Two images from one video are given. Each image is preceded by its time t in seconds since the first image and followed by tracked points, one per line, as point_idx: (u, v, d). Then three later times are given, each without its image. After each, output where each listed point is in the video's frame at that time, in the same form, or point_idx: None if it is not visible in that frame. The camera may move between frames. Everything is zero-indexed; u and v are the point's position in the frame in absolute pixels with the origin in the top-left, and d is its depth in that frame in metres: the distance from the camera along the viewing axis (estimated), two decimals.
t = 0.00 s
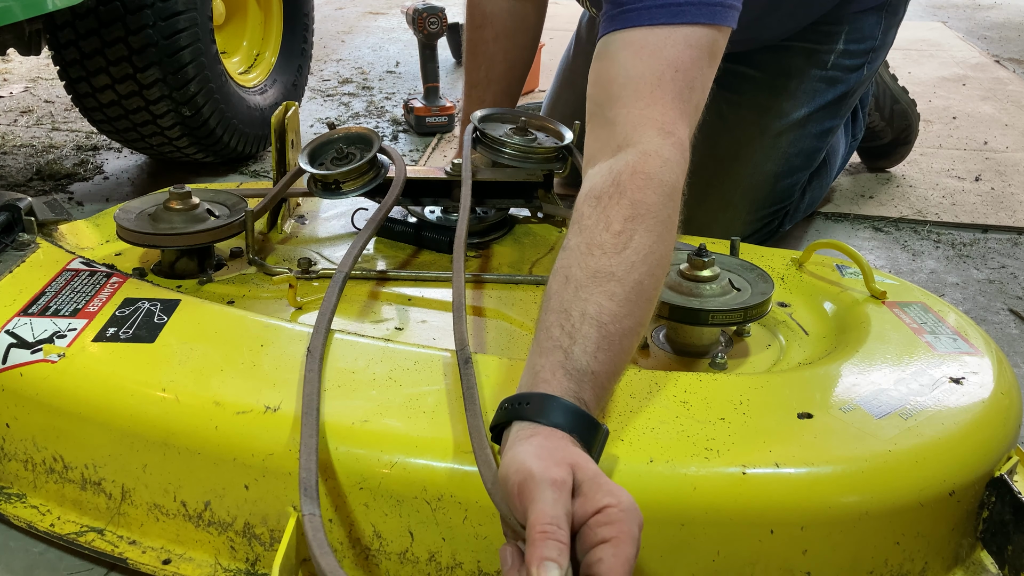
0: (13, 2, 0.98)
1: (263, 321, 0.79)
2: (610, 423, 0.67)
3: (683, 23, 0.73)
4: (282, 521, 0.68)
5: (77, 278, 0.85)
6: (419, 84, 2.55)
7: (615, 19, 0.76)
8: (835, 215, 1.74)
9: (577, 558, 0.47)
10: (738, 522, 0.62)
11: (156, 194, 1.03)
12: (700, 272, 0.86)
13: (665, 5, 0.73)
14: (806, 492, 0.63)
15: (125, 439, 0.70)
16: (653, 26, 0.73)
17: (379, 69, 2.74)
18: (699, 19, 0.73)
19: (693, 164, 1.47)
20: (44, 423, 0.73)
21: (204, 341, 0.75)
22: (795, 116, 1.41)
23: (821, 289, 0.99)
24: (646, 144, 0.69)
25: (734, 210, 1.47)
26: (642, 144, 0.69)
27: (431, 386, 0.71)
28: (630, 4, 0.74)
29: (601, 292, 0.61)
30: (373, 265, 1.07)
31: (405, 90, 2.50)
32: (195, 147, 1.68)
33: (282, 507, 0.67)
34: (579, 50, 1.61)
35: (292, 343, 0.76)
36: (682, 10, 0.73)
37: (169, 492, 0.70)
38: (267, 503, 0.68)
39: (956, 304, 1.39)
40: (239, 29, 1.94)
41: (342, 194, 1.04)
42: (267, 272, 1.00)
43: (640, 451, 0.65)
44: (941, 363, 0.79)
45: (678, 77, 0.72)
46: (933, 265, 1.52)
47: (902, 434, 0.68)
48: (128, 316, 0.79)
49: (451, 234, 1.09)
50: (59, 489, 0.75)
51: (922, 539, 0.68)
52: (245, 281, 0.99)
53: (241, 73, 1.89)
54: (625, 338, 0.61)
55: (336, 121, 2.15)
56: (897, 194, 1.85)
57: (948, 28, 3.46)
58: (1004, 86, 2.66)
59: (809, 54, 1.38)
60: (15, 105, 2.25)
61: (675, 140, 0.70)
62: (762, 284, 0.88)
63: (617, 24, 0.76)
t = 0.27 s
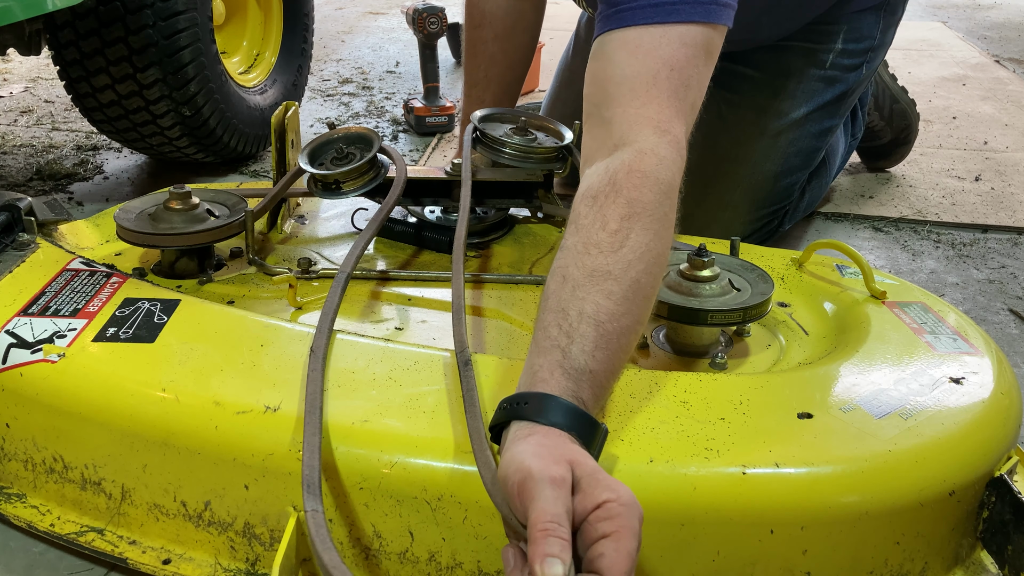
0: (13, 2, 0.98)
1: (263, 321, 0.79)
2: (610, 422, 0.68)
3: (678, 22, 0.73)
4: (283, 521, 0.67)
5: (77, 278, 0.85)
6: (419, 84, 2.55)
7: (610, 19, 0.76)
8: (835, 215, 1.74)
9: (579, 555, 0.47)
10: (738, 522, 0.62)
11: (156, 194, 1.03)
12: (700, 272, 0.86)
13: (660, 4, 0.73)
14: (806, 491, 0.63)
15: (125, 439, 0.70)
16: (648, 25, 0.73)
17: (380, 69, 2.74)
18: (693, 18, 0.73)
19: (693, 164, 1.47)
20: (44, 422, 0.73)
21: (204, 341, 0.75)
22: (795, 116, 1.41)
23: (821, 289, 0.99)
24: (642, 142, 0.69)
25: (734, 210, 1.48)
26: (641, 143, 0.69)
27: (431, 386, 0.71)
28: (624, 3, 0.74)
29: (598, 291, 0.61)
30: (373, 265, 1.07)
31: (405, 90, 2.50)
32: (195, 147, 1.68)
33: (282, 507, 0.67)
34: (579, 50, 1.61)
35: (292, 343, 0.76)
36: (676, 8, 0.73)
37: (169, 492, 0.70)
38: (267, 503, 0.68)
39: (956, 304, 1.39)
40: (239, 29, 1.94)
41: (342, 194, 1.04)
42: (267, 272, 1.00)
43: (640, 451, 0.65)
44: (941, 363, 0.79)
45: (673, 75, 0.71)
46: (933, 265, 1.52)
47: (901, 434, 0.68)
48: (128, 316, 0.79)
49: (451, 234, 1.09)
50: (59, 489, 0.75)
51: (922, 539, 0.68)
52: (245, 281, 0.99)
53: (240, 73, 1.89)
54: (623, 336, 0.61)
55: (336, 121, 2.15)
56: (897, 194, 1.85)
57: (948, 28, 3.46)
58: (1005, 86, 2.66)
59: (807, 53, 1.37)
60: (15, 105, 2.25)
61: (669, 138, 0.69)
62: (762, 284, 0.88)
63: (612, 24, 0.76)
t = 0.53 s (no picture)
0: (13, 2, 0.98)
1: (263, 321, 0.79)
2: (610, 422, 0.67)
3: (674, 23, 0.73)
4: (283, 521, 0.67)
5: (77, 278, 0.85)
6: (419, 84, 2.55)
7: (607, 20, 0.76)
8: (835, 215, 1.74)
9: (567, 560, 0.47)
10: (737, 522, 0.62)
11: (156, 194, 1.03)
12: (700, 272, 0.86)
13: (656, 5, 0.73)
14: (806, 492, 0.63)
15: (125, 438, 0.70)
16: (644, 26, 0.73)
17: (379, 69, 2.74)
18: (688, 19, 0.73)
19: (693, 164, 1.47)
20: (44, 422, 0.73)
21: (204, 340, 0.75)
22: (794, 116, 1.41)
23: (821, 289, 0.99)
24: (637, 142, 0.69)
25: (733, 210, 1.48)
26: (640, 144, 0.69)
27: (431, 386, 0.71)
28: (621, 5, 0.75)
29: (593, 290, 0.61)
30: (373, 265, 1.07)
31: (405, 90, 2.50)
32: (195, 147, 1.68)
33: (283, 507, 0.67)
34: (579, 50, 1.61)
35: (292, 343, 0.76)
36: (672, 10, 0.73)
37: (169, 492, 0.70)
38: (267, 503, 0.68)
39: (956, 304, 1.39)
40: (239, 29, 1.94)
41: (343, 194, 1.04)
42: (267, 272, 1.00)
43: (640, 451, 0.65)
44: (941, 363, 0.79)
45: (669, 75, 0.72)
46: (933, 265, 1.52)
47: (901, 434, 0.68)
48: (128, 316, 0.79)
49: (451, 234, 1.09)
50: (59, 489, 0.75)
51: (923, 539, 0.68)
52: (245, 281, 0.99)
53: (240, 73, 1.89)
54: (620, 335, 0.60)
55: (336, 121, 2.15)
56: (897, 194, 1.85)
57: (948, 28, 3.46)
58: (1005, 86, 2.66)
59: (804, 52, 1.37)
60: (15, 105, 2.25)
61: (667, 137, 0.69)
62: (762, 283, 0.88)
63: (608, 26, 0.76)
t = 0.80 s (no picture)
0: (13, 2, 0.98)
1: (263, 321, 0.79)
2: (610, 423, 0.67)
3: (693, 24, 0.72)
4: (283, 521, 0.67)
5: (76, 278, 0.85)
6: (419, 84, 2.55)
7: (626, 19, 0.76)
8: (835, 215, 1.74)
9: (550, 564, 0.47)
10: (736, 522, 0.62)
11: (156, 194, 1.03)
12: (700, 272, 0.86)
13: (676, 6, 0.73)
14: (806, 492, 0.63)
15: (125, 438, 0.70)
16: (664, 26, 0.73)
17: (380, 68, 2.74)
18: (711, 22, 0.72)
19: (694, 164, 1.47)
20: (44, 422, 0.73)
21: (205, 341, 0.75)
22: (795, 117, 1.41)
23: (822, 288, 0.99)
24: (645, 143, 0.69)
25: (734, 210, 1.48)
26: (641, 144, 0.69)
27: (431, 386, 0.71)
28: (641, 4, 0.75)
29: (592, 292, 0.61)
30: (373, 265, 1.07)
31: (405, 90, 2.50)
32: (194, 147, 1.68)
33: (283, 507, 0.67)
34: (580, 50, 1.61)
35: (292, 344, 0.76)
36: (693, 11, 0.73)
37: (169, 492, 0.70)
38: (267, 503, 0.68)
39: (956, 304, 1.39)
40: (239, 28, 1.94)
41: (343, 194, 1.04)
42: (267, 272, 1.00)
43: (640, 451, 0.65)
44: (940, 364, 0.79)
45: (684, 78, 0.71)
46: (933, 266, 1.52)
47: (902, 434, 0.68)
48: (128, 316, 0.79)
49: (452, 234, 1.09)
50: (59, 489, 0.75)
51: (923, 539, 0.68)
52: (245, 281, 0.99)
53: (240, 73, 1.89)
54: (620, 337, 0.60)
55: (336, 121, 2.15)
56: (897, 194, 1.85)
57: (948, 28, 3.46)
58: (1005, 86, 2.66)
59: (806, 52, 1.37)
60: (15, 105, 2.25)
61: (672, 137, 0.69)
62: (762, 284, 0.88)
63: (627, 24, 0.76)
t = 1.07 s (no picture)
0: (13, 2, 0.98)
1: (263, 321, 0.79)
2: (610, 423, 0.67)
3: (706, 15, 0.73)
4: (283, 521, 0.67)
5: (77, 278, 0.85)
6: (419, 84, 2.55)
7: (638, 9, 0.77)
8: (835, 215, 1.74)
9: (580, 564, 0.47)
10: (737, 523, 0.62)
11: (156, 194, 1.03)
12: (700, 272, 0.86)
13: None
14: (805, 492, 0.63)
15: (124, 439, 0.70)
16: (679, 15, 0.73)
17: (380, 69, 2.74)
18: (723, 14, 0.73)
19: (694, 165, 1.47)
20: (44, 423, 0.73)
21: (205, 341, 0.75)
22: (794, 116, 1.41)
23: (822, 288, 0.99)
24: (652, 138, 0.69)
25: (734, 209, 1.48)
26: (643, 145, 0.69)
27: (431, 386, 0.71)
28: None
29: (601, 291, 0.61)
30: (373, 265, 1.07)
31: (404, 90, 2.50)
32: (195, 147, 1.68)
33: (282, 507, 0.67)
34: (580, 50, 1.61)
35: (292, 344, 0.76)
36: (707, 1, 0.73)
37: (169, 492, 0.70)
38: (267, 503, 0.68)
39: (956, 304, 1.39)
40: (239, 28, 1.94)
41: (343, 194, 1.04)
42: (267, 273, 1.00)
43: (640, 451, 0.65)
44: (940, 363, 0.79)
45: (694, 72, 0.71)
46: (933, 266, 1.52)
47: (902, 434, 0.68)
48: (128, 316, 0.79)
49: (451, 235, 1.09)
50: (59, 489, 0.75)
51: (922, 539, 0.68)
52: (245, 281, 0.99)
53: (241, 73, 1.89)
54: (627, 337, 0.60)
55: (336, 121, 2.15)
56: (897, 194, 1.85)
57: (948, 28, 3.46)
58: (1005, 86, 2.66)
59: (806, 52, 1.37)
60: (15, 105, 2.25)
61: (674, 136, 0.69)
62: (762, 284, 0.88)
63: (638, 14, 0.76)
